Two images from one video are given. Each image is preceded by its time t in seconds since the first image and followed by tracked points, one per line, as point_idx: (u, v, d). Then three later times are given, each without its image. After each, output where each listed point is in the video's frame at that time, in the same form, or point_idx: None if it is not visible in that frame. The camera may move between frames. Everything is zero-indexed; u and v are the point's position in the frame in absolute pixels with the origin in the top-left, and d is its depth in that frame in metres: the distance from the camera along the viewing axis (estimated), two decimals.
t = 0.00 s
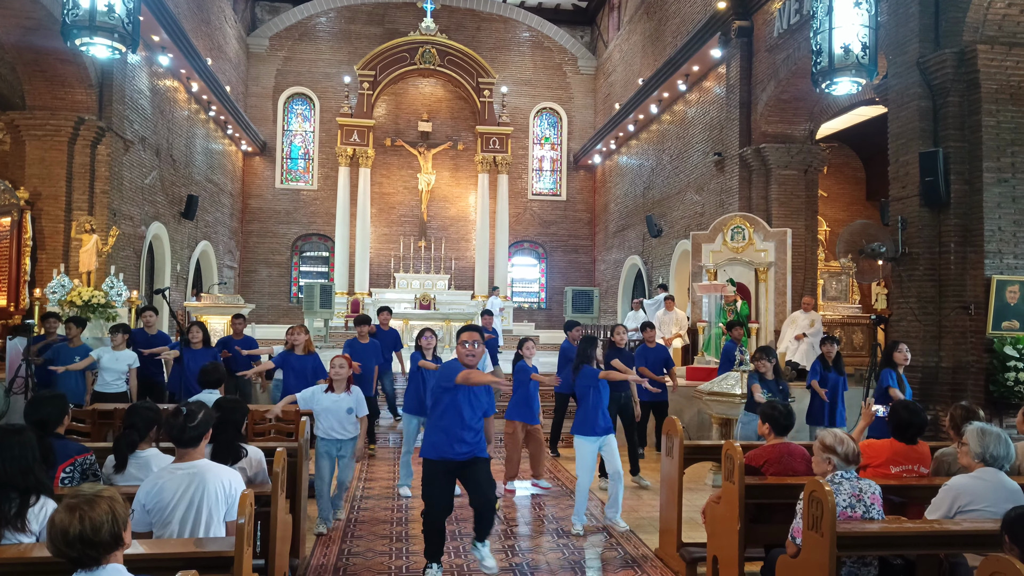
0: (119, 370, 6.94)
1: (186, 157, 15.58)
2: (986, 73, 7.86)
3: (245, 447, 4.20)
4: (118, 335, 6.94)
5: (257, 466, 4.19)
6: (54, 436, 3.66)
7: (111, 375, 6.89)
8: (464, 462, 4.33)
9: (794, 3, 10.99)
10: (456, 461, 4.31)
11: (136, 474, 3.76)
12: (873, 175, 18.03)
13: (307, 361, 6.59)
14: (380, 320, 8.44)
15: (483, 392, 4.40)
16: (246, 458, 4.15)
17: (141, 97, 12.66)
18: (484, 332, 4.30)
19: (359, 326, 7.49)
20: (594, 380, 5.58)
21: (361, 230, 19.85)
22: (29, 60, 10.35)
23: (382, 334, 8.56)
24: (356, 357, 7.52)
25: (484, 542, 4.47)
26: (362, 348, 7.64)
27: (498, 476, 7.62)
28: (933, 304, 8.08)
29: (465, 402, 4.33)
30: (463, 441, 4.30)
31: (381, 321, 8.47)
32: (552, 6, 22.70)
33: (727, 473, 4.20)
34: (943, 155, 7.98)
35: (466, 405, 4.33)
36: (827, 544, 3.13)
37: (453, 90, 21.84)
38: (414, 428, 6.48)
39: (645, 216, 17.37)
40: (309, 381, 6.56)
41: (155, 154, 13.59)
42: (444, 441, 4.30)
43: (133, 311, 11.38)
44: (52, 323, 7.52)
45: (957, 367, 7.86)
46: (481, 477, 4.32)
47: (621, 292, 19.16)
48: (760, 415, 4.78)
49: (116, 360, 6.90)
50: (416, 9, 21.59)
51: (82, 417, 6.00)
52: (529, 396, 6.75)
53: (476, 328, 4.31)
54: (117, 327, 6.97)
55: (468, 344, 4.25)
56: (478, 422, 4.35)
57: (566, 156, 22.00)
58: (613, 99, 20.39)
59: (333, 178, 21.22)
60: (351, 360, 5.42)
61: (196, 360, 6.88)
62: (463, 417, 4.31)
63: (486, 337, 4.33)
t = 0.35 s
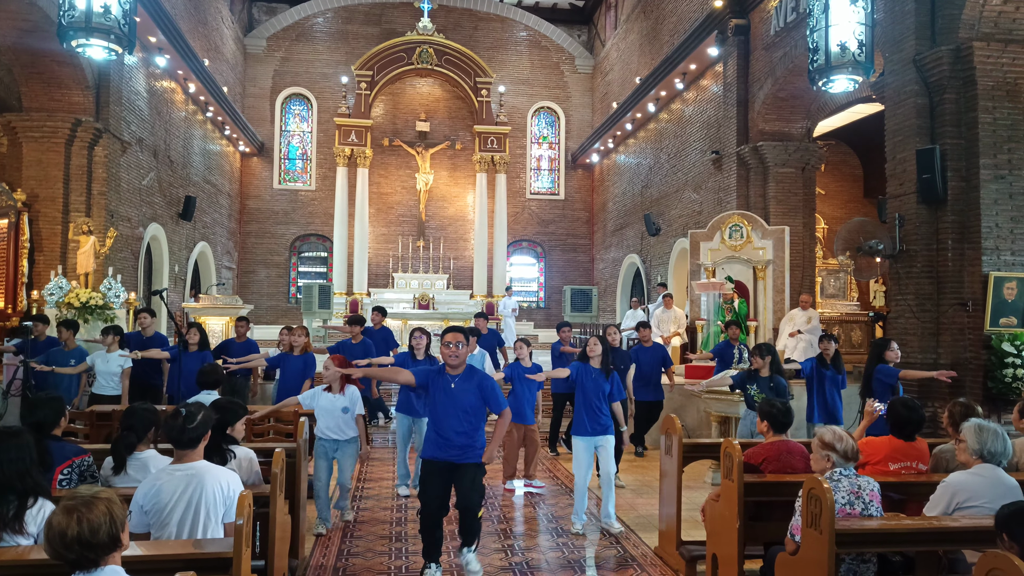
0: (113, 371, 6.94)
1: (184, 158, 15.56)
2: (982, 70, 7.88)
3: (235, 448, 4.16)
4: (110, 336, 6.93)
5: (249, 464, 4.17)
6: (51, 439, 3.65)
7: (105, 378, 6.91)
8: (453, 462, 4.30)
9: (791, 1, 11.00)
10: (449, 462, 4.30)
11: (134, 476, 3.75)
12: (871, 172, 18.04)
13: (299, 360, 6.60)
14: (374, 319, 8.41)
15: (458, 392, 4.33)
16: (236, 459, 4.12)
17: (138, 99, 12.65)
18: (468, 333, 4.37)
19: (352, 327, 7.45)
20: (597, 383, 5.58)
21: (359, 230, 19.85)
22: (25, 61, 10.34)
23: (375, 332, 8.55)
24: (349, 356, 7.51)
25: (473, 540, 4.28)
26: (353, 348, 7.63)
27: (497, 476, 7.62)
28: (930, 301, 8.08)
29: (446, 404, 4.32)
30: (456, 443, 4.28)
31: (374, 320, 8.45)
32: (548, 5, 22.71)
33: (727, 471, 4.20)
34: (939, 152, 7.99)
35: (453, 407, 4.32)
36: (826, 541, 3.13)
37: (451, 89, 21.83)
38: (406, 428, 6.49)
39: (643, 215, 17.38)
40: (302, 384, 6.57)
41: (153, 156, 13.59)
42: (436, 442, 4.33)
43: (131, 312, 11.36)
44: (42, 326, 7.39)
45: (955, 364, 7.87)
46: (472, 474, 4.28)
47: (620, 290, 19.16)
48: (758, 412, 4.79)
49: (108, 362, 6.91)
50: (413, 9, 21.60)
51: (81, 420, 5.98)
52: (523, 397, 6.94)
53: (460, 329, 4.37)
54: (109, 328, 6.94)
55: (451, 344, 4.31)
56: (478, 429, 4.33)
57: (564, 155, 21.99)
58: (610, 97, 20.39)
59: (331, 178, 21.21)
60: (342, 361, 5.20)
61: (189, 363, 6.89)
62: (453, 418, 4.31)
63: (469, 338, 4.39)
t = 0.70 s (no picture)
0: (123, 368, 6.97)
1: (182, 156, 15.54)
2: (981, 71, 7.88)
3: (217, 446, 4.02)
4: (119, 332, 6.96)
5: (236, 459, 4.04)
6: (49, 435, 3.65)
7: (115, 374, 6.94)
8: (482, 462, 4.32)
9: (791, 2, 11.01)
10: (475, 464, 4.33)
11: (131, 473, 3.74)
12: (870, 173, 18.05)
13: (315, 359, 6.84)
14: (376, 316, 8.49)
15: (472, 387, 4.34)
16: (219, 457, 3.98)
17: (137, 95, 12.63)
18: (484, 328, 4.29)
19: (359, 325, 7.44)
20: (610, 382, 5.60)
21: (358, 228, 19.83)
22: (23, 57, 10.33)
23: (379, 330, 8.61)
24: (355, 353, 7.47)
25: (522, 548, 4.47)
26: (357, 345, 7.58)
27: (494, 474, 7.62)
28: (929, 302, 8.09)
29: (461, 401, 4.35)
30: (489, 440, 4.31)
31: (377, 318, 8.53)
32: (548, 4, 22.71)
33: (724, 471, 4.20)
34: (939, 153, 8.00)
35: (469, 404, 4.34)
36: (822, 542, 3.13)
37: (450, 88, 21.82)
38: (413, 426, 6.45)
39: (642, 215, 17.38)
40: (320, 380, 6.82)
41: (151, 153, 13.56)
42: (463, 444, 4.33)
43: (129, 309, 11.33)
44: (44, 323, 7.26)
45: (952, 365, 7.89)
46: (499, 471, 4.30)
47: (618, 290, 19.16)
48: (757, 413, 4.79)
49: (117, 358, 6.93)
50: (413, 7, 21.60)
51: (78, 416, 5.96)
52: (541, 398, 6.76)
53: (476, 324, 4.29)
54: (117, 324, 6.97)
55: (467, 340, 4.26)
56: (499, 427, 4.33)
57: (563, 155, 21.99)
58: (610, 97, 20.39)
59: (330, 176, 21.18)
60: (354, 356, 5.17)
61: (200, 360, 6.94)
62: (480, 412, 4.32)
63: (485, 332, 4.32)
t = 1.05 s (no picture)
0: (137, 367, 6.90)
1: (180, 155, 15.51)
2: (980, 69, 7.88)
3: (214, 448, 3.97)
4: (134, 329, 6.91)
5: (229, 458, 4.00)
6: (47, 434, 3.64)
7: (128, 372, 6.85)
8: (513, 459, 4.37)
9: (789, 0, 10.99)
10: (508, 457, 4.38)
11: (130, 473, 3.73)
12: (868, 171, 18.05)
13: (338, 357, 6.89)
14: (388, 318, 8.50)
15: (495, 386, 4.43)
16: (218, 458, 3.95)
17: (134, 94, 12.59)
18: (506, 329, 4.39)
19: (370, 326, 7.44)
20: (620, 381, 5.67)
21: (356, 227, 19.81)
22: (21, 57, 10.29)
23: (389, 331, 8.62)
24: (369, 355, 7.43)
25: (525, 548, 4.44)
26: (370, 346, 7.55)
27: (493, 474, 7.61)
28: (927, 300, 8.09)
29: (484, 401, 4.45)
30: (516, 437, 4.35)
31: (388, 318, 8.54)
32: (546, 2, 22.69)
33: (722, 469, 4.19)
34: (937, 151, 7.99)
35: (493, 402, 4.43)
36: (822, 540, 3.12)
37: (448, 87, 21.78)
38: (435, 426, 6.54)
39: (640, 213, 17.37)
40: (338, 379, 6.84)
41: (149, 152, 13.53)
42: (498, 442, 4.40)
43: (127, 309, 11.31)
44: (61, 323, 7.19)
45: (951, 363, 7.89)
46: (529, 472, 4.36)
47: (617, 289, 19.15)
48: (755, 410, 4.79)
49: (131, 357, 6.85)
50: (411, 6, 21.57)
51: (75, 416, 5.93)
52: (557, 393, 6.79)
53: (498, 325, 4.40)
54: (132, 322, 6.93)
55: (489, 341, 4.35)
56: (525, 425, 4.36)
57: (561, 153, 21.97)
58: (608, 95, 20.38)
59: (328, 175, 21.15)
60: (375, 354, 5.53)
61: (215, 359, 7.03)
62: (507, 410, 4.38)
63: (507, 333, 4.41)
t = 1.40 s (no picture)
0: (138, 365, 6.90)
1: (179, 153, 15.50)
2: (977, 68, 7.89)
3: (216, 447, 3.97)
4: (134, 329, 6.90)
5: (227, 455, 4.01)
6: (45, 433, 3.65)
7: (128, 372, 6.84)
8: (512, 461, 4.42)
9: None
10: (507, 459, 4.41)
11: (129, 472, 3.73)
12: (867, 170, 18.06)
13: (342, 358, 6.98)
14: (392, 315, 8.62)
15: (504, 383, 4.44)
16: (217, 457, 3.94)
17: (133, 93, 12.58)
18: (513, 329, 4.31)
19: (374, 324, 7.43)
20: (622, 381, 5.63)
21: (355, 226, 19.80)
22: (19, 55, 10.28)
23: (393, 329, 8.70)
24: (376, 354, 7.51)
25: (525, 548, 4.48)
26: (375, 344, 7.63)
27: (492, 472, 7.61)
28: (926, 299, 8.11)
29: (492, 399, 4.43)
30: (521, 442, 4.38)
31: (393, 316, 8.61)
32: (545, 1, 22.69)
33: (721, 468, 4.19)
34: (936, 150, 8.00)
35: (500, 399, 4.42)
36: (820, 539, 3.13)
37: (447, 85, 21.77)
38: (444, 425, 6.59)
39: (639, 212, 17.38)
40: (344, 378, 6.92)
41: (148, 150, 13.52)
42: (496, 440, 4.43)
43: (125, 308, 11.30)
44: (67, 322, 7.15)
45: (950, 361, 7.91)
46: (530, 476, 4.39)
47: (616, 287, 19.15)
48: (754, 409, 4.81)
49: (134, 355, 6.87)
50: (410, 4, 21.56)
51: (75, 415, 5.93)
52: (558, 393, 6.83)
53: (505, 324, 4.31)
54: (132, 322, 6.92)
55: (497, 340, 4.28)
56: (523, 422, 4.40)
57: (560, 152, 21.98)
58: (607, 94, 20.38)
59: (327, 174, 21.14)
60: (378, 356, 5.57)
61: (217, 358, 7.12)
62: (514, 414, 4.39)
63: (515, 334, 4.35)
